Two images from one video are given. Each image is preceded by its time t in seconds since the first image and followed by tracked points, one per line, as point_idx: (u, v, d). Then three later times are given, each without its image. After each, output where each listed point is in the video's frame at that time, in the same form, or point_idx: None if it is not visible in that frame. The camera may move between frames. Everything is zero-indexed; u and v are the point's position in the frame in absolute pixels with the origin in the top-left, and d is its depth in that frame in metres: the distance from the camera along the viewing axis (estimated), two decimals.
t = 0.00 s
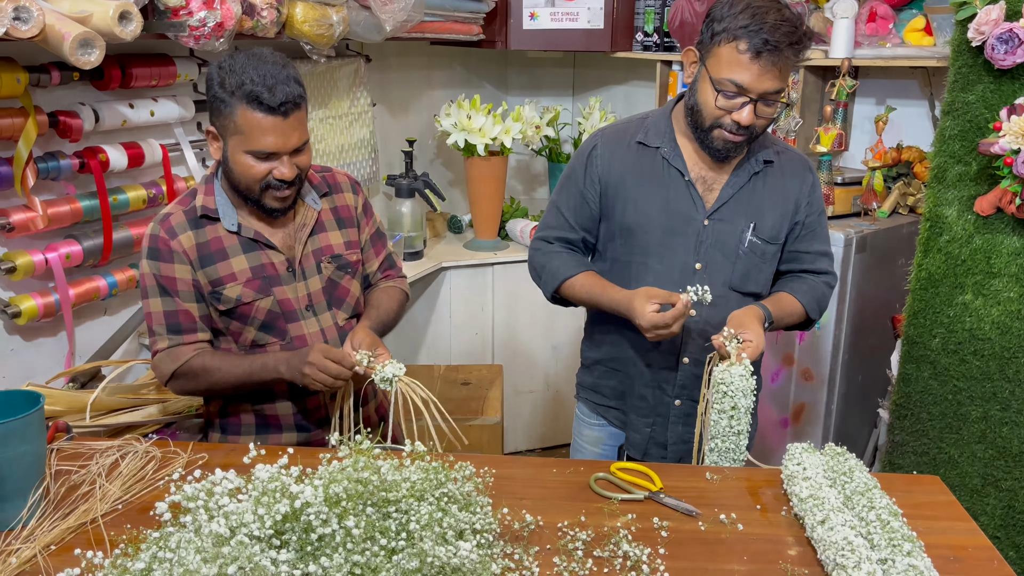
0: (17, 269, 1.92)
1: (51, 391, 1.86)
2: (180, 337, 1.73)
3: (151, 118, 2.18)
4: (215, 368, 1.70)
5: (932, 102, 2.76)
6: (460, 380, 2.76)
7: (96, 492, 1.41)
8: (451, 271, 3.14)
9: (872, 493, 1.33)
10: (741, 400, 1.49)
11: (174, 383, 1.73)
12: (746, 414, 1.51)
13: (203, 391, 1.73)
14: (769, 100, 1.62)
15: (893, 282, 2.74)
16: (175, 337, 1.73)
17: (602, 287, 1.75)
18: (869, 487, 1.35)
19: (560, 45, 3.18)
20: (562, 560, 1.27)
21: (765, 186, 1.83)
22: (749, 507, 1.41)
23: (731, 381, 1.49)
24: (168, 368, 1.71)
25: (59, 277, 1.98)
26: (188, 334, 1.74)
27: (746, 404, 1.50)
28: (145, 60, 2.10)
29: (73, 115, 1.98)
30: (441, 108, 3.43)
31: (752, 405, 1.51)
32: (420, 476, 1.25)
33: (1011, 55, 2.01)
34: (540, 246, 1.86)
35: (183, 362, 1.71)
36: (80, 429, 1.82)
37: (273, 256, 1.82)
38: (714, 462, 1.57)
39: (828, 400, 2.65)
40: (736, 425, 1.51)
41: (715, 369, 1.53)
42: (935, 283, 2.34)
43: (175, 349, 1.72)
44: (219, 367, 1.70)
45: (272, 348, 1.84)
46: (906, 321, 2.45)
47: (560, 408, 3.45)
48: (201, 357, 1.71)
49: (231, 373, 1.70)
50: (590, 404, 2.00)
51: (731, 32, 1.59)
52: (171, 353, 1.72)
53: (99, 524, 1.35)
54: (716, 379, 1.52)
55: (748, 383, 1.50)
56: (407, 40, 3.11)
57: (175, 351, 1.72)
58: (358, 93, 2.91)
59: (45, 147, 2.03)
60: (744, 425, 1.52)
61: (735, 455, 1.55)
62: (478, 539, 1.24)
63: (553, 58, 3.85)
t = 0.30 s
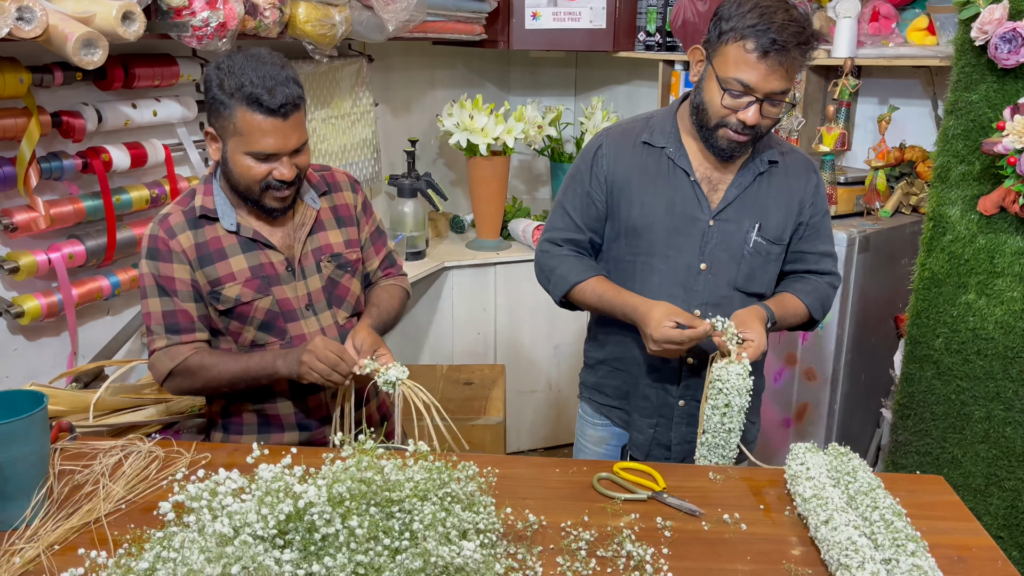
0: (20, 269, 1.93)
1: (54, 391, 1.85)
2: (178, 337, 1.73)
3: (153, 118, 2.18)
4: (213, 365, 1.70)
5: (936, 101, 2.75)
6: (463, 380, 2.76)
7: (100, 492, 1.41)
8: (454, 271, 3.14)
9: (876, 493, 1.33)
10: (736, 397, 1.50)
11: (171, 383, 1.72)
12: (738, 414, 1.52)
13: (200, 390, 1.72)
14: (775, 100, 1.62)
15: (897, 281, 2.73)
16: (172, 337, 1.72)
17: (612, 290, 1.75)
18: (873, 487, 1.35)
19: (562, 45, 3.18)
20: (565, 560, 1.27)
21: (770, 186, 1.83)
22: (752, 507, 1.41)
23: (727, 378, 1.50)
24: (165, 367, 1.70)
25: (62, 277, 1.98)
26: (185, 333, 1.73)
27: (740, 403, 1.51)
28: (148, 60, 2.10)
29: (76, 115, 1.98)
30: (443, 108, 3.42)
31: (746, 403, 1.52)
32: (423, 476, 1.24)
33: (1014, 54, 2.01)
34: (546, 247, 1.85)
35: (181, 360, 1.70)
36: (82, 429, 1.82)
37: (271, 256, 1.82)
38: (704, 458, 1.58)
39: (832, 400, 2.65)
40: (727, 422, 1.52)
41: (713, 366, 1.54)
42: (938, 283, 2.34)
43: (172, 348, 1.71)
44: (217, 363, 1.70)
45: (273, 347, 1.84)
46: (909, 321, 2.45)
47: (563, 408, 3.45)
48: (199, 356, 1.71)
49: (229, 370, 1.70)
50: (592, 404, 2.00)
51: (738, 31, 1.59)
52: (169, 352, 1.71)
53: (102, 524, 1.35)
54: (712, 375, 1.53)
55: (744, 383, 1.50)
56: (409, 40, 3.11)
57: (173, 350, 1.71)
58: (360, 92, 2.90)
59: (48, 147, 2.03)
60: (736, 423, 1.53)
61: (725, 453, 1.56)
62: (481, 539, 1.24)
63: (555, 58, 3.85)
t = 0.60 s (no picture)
0: (22, 269, 1.93)
1: (55, 391, 1.85)
2: (174, 336, 1.71)
3: (155, 118, 2.18)
4: (207, 368, 1.68)
5: (938, 100, 2.75)
6: (464, 380, 2.76)
7: (102, 492, 1.41)
8: (455, 271, 3.13)
9: (878, 493, 1.33)
10: (740, 396, 1.50)
11: (161, 382, 1.70)
12: (747, 411, 1.52)
13: (191, 392, 1.70)
14: (775, 99, 1.62)
15: (899, 281, 2.73)
16: (168, 335, 1.71)
17: (616, 289, 1.74)
18: (875, 487, 1.35)
19: (564, 45, 3.18)
20: (567, 559, 1.26)
21: (772, 185, 1.82)
22: (754, 506, 1.41)
23: (730, 376, 1.50)
24: (159, 365, 1.68)
25: (64, 277, 1.98)
26: (181, 333, 1.72)
27: (746, 400, 1.50)
28: (150, 60, 2.10)
29: (78, 115, 1.98)
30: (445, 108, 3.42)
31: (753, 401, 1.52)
32: (425, 476, 1.24)
33: (1017, 53, 2.00)
34: (550, 247, 1.85)
35: (175, 360, 1.69)
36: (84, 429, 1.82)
37: (269, 257, 1.82)
38: (719, 459, 1.57)
39: (833, 400, 2.65)
40: (736, 421, 1.52)
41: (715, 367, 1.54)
42: (940, 282, 2.34)
43: (168, 346, 1.70)
44: (212, 367, 1.68)
45: (272, 348, 1.84)
46: (912, 320, 2.44)
47: (565, 408, 3.45)
48: (194, 357, 1.69)
49: (225, 374, 1.68)
50: (593, 404, 2.00)
51: (737, 31, 1.59)
52: (164, 350, 1.70)
53: (104, 523, 1.35)
54: (716, 375, 1.53)
55: (747, 379, 1.50)
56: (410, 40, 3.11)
57: (168, 348, 1.70)
58: (362, 92, 2.90)
59: (50, 147, 2.03)
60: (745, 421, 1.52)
61: (739, 451, 1.55)
62: (483, 539, 1.23)
63: (557, 58, 3.85)
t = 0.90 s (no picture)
0: (23, 270, 1.93)
1: (57, 392, 1.85)
2: (180, 345, 1.73)
3: (157, 118, 2.18)
4: (216, 374, 1.70)
5: (939, 101, 2.75)
6: (466, 380, 2.76)
7: (103, 492, 1.41)
8: (456, 271, 3.13)
9: (880, 494, 1.33)
10: (738, 395, 1.49)
11: (179, 392, 1.73)
12: (747, 409, 1.50)
13: (208, 398, 1.73)
14: (769, 100, 1.61)
15: (900, 282, 2.73)
16: (176, 345, 1.73)
17: (617, 291, 1.75)
18: (877, 488, 1.34)
19: (565, 45, 3.19)
20: (569, 560, 1.26)
21: (774, 186, 1.82)
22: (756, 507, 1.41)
23: (730, 375, 1.49)
24: (171, 377, 1.71)
25: (65, 278, 1.98)
26: (188, 342, 1.73)
27: (747, 399, 1.49)
28: (151, 61, 2.10)
29: (79, 115, 1.98)
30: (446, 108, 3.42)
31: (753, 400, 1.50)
32: (427, 477, 1.24)
33: (1018, 53, 2.00)
34: (551, 247, 1.85)
35: (184, 369, 1.71)
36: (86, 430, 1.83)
37: (270, 259, 1.82)
38: (719, 458, 1.57)
39: (835, 400, 2.64)
40: (735, 420, 1.51)
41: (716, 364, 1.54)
42: (941, 283, 2.34)
43: (177, 356, 1.72)
44: (222, 374, 1.69)
45: (276, 350, 1.84)
46: (913, 321, 2.44)
47: (567, 408, 3.45)
48: (203, 365, 1.71)
49: (238, 382, 1.69)
50: (595, 404, 2.00)
51: (728, 33, 1.59)
52: (173, 361, 1.71)
53: (105, 524, 1.35)
54: (717, 374, 1.52)
55: (748, 377, 1.49)
56: (412, 40, 3.11)
57: (177, 359, 1.71)
58: (363, 93, 2.90)
59: (51, 148, 2.03)
60: (744, 420, 1.51)
61: (739, 451, 1.55)
62: (484, 540, 1.23)
63: (557, 58, 3.85)
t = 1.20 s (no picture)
0: (24, 271, 1.93)
1: (58, 392, 1.85)
2: (179, 348, 1.73)
3: (158, 119, 2.19)
4: (222, 378, 1.69)
5: (940, 102, 2.75)
6: (466, 381, 2.76)
7: (104, 493, 1.41)
8: (457, 272, 3.13)
9: (880, 495, 1.33)
10: (738, 400, 1.49)
11: (182, 397, 1.72)
12: (746, 415, 1.51)
13: (213, 402, 1.72)
14: (764, 101, 1.62)
15: (901, 283, 2.73)
16: (181, 348, 1.73)
17: (616, 292, 1.75)
18: (877, 489, 1.34)
19: (566, 46, 3.19)
20: (569, 561, 1.27)
21: (773, 187, 1.82)
22: (756, 508, 1.41)
23: (731, 381, 1.49)
24: (177, 380, 1.70)
25: (66, 279, 1.98)
26: (194, 344, 1.73)
27: (746, 405, 1.50)
28: (152, 62, 2.10)
29: (80, 117, 1.98)
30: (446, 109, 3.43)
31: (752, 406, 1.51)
32: (427, 478, 1.24)
33: (1018, 54, 2.00)
34: (550, 248, 1.86)
35: (191, 372, 1.70)
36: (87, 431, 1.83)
37: (272, 260, 1.83)
38: (715, 462, 1.57)
39: (835, 401, 2.64)
40: (733, 425, 1.51)
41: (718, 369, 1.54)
42: (942, 284, 2.34)
43: (183, 359, 1.72)
44: (228, 377, 1.69)
45: (278, 352, 1.85)
46: (913, 321, 2.44)
47: (567, 409, 3.45)
48: (210, 368, 1.71)
49: (241, 382, 1.69)
50: (595, 405, 2.00)
51: (721, 35, 1.59)
52: (179, 364, 1.71)
53: (106, 525, 1.35)
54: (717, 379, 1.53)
55: (749, 384, 1.50)
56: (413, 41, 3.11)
57: (184, 362, 1.71)
58: (363, 94, 2.90)
59: (52, 149, 2.03)
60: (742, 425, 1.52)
61: (735, 456, 1.55)
62: (485, 540, 1.23)
63: (557, 59, 3.86)
